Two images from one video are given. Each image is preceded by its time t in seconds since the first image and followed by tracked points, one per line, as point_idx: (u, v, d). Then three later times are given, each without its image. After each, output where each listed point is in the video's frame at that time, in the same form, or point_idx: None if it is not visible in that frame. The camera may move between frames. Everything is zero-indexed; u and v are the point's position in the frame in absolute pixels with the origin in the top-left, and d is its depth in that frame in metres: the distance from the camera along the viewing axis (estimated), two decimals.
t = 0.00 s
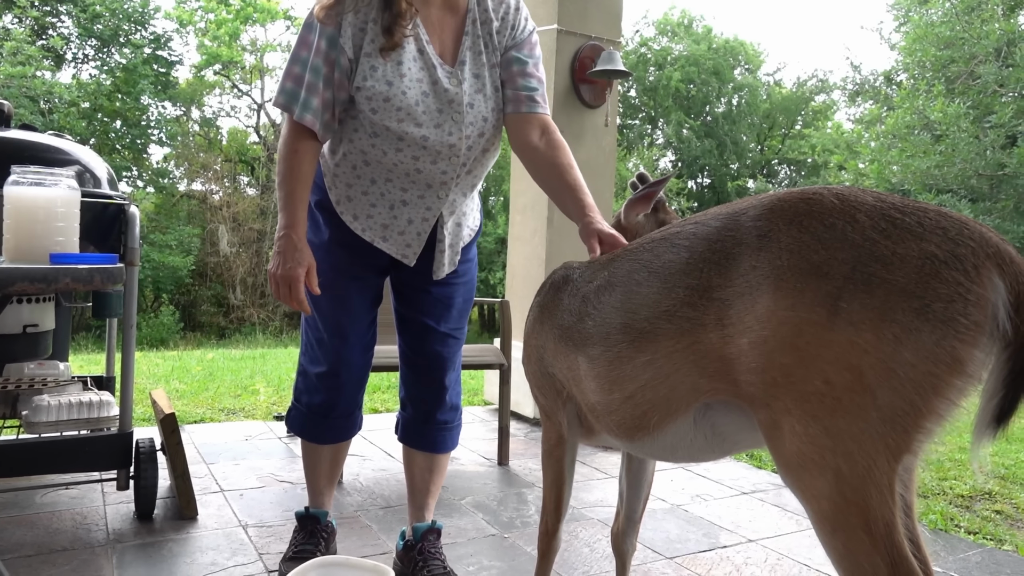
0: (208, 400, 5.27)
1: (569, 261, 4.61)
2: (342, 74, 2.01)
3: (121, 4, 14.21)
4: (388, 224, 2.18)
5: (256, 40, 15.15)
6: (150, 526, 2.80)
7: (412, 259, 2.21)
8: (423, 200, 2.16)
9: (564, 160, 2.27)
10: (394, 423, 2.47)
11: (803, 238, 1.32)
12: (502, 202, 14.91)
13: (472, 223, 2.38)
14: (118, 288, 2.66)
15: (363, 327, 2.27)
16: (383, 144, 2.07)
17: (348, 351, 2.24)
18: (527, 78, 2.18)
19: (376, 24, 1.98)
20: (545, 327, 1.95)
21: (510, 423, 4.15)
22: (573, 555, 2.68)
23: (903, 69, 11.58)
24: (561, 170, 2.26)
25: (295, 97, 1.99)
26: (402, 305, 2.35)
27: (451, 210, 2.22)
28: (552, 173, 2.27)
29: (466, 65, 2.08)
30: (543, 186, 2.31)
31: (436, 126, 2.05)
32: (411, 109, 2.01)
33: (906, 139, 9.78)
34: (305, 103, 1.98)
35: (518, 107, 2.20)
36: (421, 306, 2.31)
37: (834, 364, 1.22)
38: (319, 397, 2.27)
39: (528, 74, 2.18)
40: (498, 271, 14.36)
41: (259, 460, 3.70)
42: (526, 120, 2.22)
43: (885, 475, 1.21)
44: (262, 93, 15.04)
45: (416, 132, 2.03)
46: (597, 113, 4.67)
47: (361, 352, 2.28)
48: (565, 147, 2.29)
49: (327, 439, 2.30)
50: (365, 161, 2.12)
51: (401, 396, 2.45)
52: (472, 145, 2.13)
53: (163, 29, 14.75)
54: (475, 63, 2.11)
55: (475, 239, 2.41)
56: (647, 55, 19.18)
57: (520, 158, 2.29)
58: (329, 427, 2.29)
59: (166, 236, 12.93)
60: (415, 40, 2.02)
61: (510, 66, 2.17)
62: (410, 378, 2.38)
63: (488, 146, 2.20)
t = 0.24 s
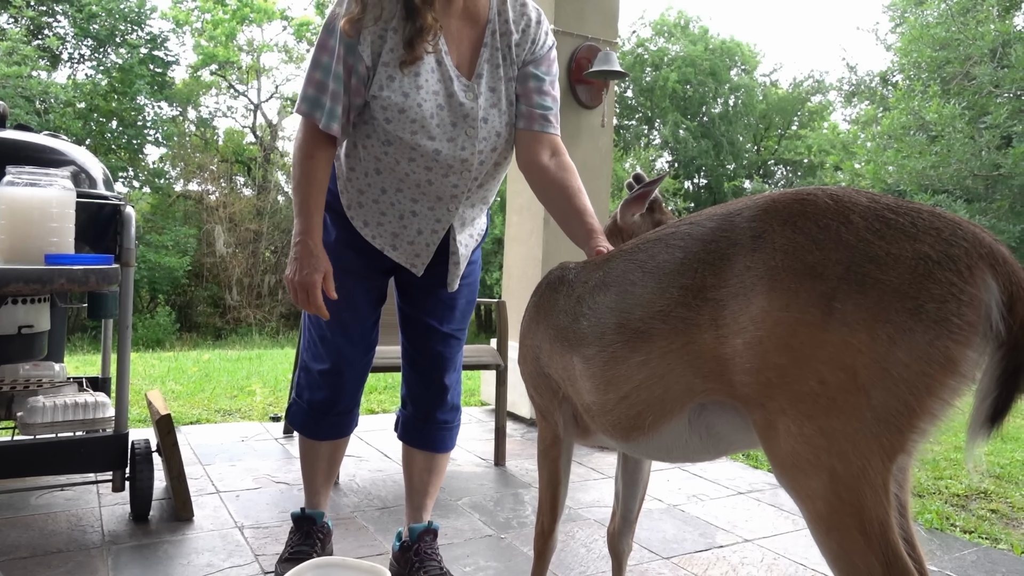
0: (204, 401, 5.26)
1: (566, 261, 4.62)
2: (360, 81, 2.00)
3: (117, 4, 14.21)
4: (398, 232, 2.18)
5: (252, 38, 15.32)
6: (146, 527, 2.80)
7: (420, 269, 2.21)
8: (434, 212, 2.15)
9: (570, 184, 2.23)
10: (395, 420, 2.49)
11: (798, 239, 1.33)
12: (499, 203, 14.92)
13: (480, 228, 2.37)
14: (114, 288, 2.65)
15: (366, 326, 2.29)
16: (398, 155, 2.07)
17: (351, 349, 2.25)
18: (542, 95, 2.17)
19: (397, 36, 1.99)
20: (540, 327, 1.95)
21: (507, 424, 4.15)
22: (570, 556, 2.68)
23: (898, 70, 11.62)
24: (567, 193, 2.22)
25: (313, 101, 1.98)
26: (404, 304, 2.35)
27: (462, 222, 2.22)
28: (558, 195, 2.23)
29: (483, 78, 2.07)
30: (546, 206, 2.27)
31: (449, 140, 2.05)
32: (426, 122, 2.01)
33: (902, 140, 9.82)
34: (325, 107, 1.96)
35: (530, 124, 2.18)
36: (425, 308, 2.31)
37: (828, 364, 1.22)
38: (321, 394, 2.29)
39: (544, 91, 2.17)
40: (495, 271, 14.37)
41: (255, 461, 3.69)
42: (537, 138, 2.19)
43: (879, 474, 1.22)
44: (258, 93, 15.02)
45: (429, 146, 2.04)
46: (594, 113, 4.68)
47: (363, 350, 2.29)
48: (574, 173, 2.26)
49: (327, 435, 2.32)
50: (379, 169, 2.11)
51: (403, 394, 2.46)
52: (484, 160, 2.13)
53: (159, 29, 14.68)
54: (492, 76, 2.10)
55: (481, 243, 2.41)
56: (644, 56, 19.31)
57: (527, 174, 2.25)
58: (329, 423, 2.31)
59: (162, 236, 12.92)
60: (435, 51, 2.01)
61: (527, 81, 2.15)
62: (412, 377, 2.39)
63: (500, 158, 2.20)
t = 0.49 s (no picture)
0: (197, 400, 5.26)
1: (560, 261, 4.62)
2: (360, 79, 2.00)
3: (111, 3, 14.15)
4: (392, 234, 2.17)
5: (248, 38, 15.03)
6: (138, 526, 2.79)
7: (411, 272, 2.20)
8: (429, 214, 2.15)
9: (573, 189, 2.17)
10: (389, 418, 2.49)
11: (787, 240, 1.33)
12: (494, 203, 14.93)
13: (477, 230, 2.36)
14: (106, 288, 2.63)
15: (360, 325, 2.29)
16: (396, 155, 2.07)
17: (345, 348, 2.26)
18: (544, 100, 2.15)
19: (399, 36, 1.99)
20: (532, 325, 1.96)
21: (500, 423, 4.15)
22: (563, 555, 2.69)
23: (892, 72, 11.67)
24: (569, 198, 2.15)
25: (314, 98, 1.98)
26: (400, 304, 2.35)
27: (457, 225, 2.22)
28: (560, 200, 2.16)
29: (484, 82, 2.07)
30: (548, 214, 2.20)
31: (446, 143, 2.04)
32: (423, 124, 2.01)
33: (895, 142, 9.88)
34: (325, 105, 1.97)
35: (530, 129, 2.15)
36: (420, 308, 2.32)
37: (817, 364, 1.22)
38: (316, 391, 2.30)
39: (545, 95, 2.15)
40: (490, 271, 14.38)
41: (248, 461, 3.69)
42: (537, 144, 2.16)
43: (867, 473, 1.22)
44: (253, 92, 14.94)
45: (426, 147, 2.03)
46: (588, 114, 4.68)
47: (358, 350, 2.29)
48: (576, 179, 2.20)
49: (321, 432, 2.33)
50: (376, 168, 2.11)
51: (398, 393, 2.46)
52: (482, 164, 2.12)
53: (153, 28, 14.58)
54: (494, 80, 2.09)
55: (478, 242, 2.41)
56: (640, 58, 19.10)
57: (528, 179, 2.20)
58: (323, 420, 2.32)
59: (156, 235, 12.88)
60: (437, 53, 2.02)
61: (529, 85, 2.14)
62: (406, 377, 2.39)
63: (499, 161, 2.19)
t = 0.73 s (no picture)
0: (190, 399, 5.24)
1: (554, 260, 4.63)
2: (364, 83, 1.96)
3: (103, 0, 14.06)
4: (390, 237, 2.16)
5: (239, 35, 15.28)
6: (130, 526, 2.78)
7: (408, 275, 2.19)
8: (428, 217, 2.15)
9: (572, 190, 2.17)
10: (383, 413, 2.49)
11: (777, 237, 1.34)
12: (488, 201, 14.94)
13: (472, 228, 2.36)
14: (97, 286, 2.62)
15: (353, 323, 2.28)
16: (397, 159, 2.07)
17: (339, 345, 2.26)
18: (542, 101, 2.14)
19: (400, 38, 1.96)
20: (525, 323, 1.95)
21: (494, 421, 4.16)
22: (556, 553, 2.69)
23: (885, 71, 11.73)
24: (569, 199, 2.16)
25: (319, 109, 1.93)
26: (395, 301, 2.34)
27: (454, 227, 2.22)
28: (561, 201, 2.17)
29: (482, 85, 2.05)
30: (547, 215, 2.21)
31: (445, 148, 2.05)
32: (423, 130, 2.00)
33: (888, 141, 9.92)
34: (333, 117, 1.91)
35: (528, 130, 2.15)
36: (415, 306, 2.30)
37: (807, 360, 1.23)
38: (310, 387, 2.30)
39: (543, 96, 2.14)
40: (484, 270, 14.38)
41: (241, 460, 3.68)
42: (537, 145, 2.16)
43: (857, 468, 1.23)
44: (245, 90, 14.90)
45: (424, 153, 2.03)
46: (581, 112, 4.68)
47: (352, 346, 2.29)
48: (575, 180, 2.20)
49: (314, 427, 2.33)
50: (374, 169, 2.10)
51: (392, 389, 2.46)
52: (479, 168, 2.13)
53: (145, 26, 14.47)
54: (491, 83, 2.08)
55: (473, 240, 2.40)
56: (632, 55, 19.25)
57: (527, 180, 2.19)
58: (316, 416, 2.32)
59: (148, 234, 12.83)
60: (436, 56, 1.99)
61: (526, 86, 2.12)
62: (400, 374, 2.39)
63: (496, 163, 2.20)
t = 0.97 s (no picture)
0: (180, 401, 5.22)
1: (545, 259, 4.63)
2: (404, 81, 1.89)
3: None
4: (395, 245, 2.16)
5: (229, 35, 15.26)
6: (120, 528, 2.77)
7: (416, 284, 2.22)
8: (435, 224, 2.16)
9: (562, 191, 2.15)
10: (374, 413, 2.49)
11: (763, 237, 1.35)
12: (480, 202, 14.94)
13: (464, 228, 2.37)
14: (86, 287, 2.61)
15: (346, 322, 2.28)
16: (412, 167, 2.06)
17: (331, 346, 2.26)
18: (533, 101, 2.14)
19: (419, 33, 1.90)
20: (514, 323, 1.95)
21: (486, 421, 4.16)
22: (548, 552, 2.69)
23: (874, 72, 11.79)
24: (557, 199, 2.13)
25: (373, 118, 1.85)
26: (387, 301, 2.34)
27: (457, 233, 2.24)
28: (552, 202, 2.14)
29: (482, 89, 2.08)
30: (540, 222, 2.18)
31: (451, 155, 2.11)
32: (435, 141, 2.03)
33: (878, 141, 10.00)
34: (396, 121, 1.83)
35: (519, 130, 2.15)
36: (408, 307, 2.30)
37: (794, 360, 1.24)
38: (304, 388, 2.29)
39: (535, 96, 2.14)
40: (475, 270, 14.37)
41: (232, 462, 3.67)
42: (529, 146, 2.16)
43: (843, 467, 1.24)
44: (236, 91, 14.92)
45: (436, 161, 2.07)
46: (572, 112, 4.69)
47: (344, 347, 2.30)
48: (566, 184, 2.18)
49: (305, 427, 2.33)
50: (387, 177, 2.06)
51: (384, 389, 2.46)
52: (481, 173, 2.20)
53: (134, 25, 14.33)
54: (488, 86, 2.09)
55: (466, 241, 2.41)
56: (624, 56, 19.29)
57: (518, 184, 2.17)
58: (307, 416, 2.32)
59: (138, 235, 12.77)
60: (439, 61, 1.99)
61: (518, 87, 2.13)
62: (393, 374, 2.39)
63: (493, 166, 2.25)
